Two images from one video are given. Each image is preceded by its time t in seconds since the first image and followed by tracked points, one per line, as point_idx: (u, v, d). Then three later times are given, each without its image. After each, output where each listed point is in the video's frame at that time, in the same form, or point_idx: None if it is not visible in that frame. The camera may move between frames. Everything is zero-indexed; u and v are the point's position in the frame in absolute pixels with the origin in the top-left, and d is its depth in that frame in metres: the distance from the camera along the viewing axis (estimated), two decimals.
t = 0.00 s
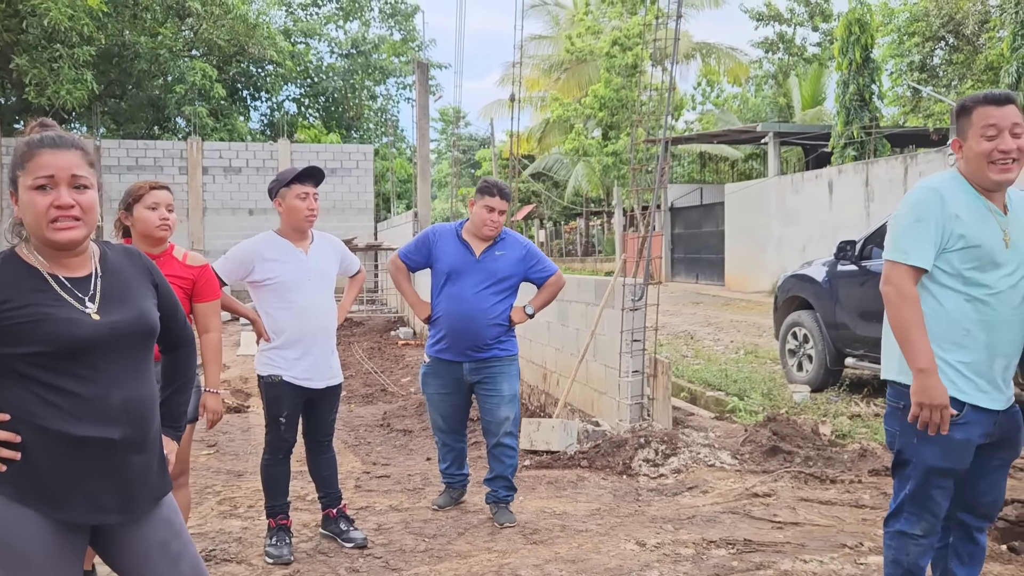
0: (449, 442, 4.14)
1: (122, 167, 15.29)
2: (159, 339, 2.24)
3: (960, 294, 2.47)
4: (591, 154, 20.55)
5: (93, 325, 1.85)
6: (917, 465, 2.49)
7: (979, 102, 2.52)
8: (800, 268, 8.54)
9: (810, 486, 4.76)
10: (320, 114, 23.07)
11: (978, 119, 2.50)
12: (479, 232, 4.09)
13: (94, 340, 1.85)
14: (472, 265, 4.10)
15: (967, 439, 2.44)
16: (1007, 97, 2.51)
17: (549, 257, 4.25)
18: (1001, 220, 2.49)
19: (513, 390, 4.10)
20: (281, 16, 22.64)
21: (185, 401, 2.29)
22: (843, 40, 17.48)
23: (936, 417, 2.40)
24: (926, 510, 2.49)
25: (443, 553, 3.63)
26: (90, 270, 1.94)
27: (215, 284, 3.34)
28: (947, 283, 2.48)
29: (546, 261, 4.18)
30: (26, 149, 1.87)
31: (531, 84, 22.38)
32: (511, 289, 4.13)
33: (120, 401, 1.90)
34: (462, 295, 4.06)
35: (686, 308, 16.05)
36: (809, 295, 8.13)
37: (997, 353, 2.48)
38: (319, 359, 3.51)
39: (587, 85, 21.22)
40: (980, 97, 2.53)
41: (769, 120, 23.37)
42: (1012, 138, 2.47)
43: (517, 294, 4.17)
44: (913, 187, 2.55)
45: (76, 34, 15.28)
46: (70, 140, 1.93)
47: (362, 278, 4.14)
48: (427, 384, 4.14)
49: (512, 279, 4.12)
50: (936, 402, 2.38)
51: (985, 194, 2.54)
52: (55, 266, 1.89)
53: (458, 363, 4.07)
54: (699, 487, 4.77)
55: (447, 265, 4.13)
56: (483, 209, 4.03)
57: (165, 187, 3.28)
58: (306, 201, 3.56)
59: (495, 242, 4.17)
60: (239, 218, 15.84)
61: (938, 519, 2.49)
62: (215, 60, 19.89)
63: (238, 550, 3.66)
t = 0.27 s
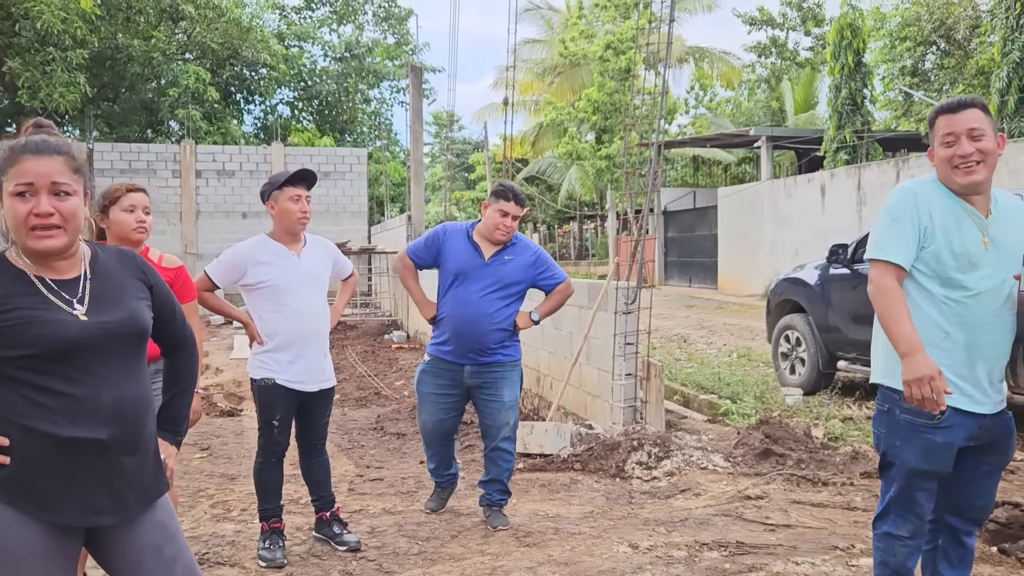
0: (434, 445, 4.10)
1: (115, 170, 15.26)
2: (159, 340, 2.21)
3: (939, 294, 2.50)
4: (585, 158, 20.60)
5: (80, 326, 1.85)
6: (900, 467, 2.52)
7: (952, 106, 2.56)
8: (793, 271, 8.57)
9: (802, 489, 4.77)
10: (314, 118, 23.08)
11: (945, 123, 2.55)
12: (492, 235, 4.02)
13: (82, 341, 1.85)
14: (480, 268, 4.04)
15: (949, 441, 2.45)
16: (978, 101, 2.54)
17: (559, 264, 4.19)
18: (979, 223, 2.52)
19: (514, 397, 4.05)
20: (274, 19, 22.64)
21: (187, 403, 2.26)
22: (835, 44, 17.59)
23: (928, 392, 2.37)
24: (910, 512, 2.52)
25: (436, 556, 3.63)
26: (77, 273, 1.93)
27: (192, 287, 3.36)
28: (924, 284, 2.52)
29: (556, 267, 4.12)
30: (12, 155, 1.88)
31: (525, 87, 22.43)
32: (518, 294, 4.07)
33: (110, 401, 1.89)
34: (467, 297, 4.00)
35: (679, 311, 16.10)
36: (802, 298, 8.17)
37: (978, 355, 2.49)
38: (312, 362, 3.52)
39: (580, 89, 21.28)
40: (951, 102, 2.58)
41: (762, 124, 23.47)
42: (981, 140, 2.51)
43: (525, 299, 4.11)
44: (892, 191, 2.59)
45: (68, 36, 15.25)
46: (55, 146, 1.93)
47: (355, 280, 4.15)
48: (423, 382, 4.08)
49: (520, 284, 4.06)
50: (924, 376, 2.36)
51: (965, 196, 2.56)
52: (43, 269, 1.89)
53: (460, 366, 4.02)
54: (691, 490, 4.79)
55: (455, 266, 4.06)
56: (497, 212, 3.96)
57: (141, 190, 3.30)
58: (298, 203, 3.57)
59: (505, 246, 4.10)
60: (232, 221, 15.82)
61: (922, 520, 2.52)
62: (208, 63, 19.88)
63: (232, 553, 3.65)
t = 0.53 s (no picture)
0: (426, 454, 3.92)
1: (114, 175, 15.27)
2: (163, 341, 2.23)
3: (914, 300, 2.55)
4: (583, 162, 20.64)
5: (82, 329, 1.86)
6: (884, 467, 2.54)
7: (931, 114, 2.59)
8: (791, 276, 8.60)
9: (801, 492, 4.78)
10: (313, 122, 23.10)
11: (927, 128, 2.58)
12: (498, 240, 3.99)
13: (84, 344, 1.86)
14: (485, 272, 4.00)
15: (929, 442, 2.48)
16: (959, 107, 2.57)
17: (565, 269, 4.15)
18: (957, 229, 2.55)
19: (516, 403, 3.98)
20: (273, 24, 22.68)
21: (190, 404, 2.25)
22: (832, 49, 17.64)
23: (857, 421, 2.55)
24: (899, 514, 2.53)
25: (436, 559, 3.64)
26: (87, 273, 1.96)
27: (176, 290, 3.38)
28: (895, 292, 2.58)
29: (561, 271, 4.08)
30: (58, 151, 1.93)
31: (524, 92, 22.48)
32: (523, 298, 4.02)
33: (109, 403, 1.90)
34: (471, 301, 3.95)
35: (678, 316, 16.12)
36: (800, 303, 8.19)
37: (955, 355, 2.51)
38: (312, 365, 3.53)
39: (579, 93, 21.33)
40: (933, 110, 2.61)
41: (760, 129, 23.53)
42: (961, 144, 2.52)
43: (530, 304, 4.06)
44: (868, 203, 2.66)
45: (68, 41, 15.27)
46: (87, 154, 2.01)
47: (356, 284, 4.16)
48: (425, 389, 3.99)
49: (525, 288, 4.01)
50: (857, 408, 2.54)
51: (944, 202, 2.59)
52: (51, 271, 1.91)
53: (464, 371, 3.95)
54: (690, 493, 4.80)
55: (460, 270, 4.03)
56: (503, 217, 3.94)
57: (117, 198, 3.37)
58: (297, 207, 3.58)
59: (510, 250, 4.07)
60: (231, 226, 15.83)
61: (912, 522, 2.53)
62: (207, 68, 19.90)
63: (232, 557, 3.66)
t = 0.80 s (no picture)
0: (431, 459, 3.91)
1: (118, 177, 15.30)
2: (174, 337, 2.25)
3: (920, 302, 2.54)
4: (586, 164, 20.65)
5: (105, 327, 1.87)
6: (891, 469, 2.54)
7: (928, 116, 2.60)
8: (795, 277, 8.59)
9: (806, 493, 4.78)
10: (316, 124, 23.12)
11: (928, 129, 2.58)
12: (494, 237, 4.01)
13: (105, 343, 1.87)
14: (483, 270, 4.00)
15: (935, 443, 2.48)
16: (957, 108, 2.58)
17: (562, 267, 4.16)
18: (959, 230, 2.55)
19: (520, 404, 3.96)
20: (277, 26, 22.72)
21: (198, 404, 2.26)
22: (836, 51, 17.64)
23: (876, 426, 2.50)
24: (905, 515, 2.53)
25: (442, 560, 3.64)
26: (107, 269, 1.97)
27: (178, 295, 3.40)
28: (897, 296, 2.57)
29: (558, 269, 4.09)
30: (65, 145, 1.96)
31: (527, 94, 22.49)
32: (522, 296, 4.01)
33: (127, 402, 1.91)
34: (470, 300, 3.95)
35: (682, 318, 16.11)
36: (804, 304, 8.19)
37: (961, 356, 2.51)
38: (318, 366, 3.53)
39: (582, 95, 21.35)
40: (931, 110, 2.61)
41: (763, 131, 23.53)
42: (962, 144, 2.53)
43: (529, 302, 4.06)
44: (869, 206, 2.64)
45: (72, 44, 15.31)
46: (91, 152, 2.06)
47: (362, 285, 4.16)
48: (428, 395, 3.97)
49: (523, 285, 4.01)
50: (876, 412, 2.48)
51: (944, 203, 2.59)
52: (75, 266, 1.92)
53: (467, 373, 3.93)
54: (695, 494, 4.80)
55: (458, 269, 4.03)
56: (497, 211, 3.98)
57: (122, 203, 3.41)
58: (301, 207, 3.59)
59: (506, 249, 4.07)
60: (235, 227, 15.86)
61: (918, 522, 2.52)
62: (211, 70, 19.93)
63: (238, 557, 3.67)
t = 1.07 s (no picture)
0: (436, 461, 3.91)
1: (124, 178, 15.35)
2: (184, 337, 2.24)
3: (932, 305, 2.52)
4: (591, 165, 20.65)
5: (127, 325, 1.87)
6: (901, 471, 2.53)
7: (935, 116, 2.58)
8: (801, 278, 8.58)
9: (813, 495, 4.76)
10: (322, 125, 23.16)
11: (935, 129, 2.56)
12: (494, 235, 4.00)
13: (127, 341, 1.87)
14: (484, 270, 3.99)
15: (947, 444, 2.47)
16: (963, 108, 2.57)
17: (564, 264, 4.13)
18: (966, 231, 2.55)
19: (525, 405, 3.96)
20: (282, 27, 22.78)
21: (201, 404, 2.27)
22: (842, 51, 17.61)
23: (928, 431, 2.42)
24: (915, 517, 2.52)
25: (449, 561, 3.64)
26: (125, 274, 1.96)
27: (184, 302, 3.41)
28: (909, 299, 2.54)
29: (560, 266, 4.05)
30: (103, 150, 1.94)
31: (532, 95, 22.48)
32: (525, 294, 3.99)
33: (145, 400, 1.92)
34: (473, 300, 3.94)
35: (687, 319, 16.08)
36: (811, 305, 8.17)
37: (972, 357, 2.50)
38: (326, 367, 3.54)
39: (587, 96, 21.35)
40: (938, 110, 2.60)
41: (769, 132, 23.50)
42: (969, 145, 2.51)
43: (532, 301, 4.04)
44: (875, 208, 2.62)
45: (78, 45, 15.36)
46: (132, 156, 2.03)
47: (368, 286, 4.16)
48: (432, 396, 3.97)
49: (526, 284, 3.99)
50: (924, 417, 2.41)
51: (950, 203, 2.58)
52: (95, 266, 1.92)
53: (471, 373, 3.92)
54: (702, 496, 4.79)
55: (459, 270, 4.02)
56: (495, 210, 3.97)
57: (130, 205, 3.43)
58: (308, 208, 3.59)
59: (508, 248, 4.06)
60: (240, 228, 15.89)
61: (928, 524, 2.52)
62: (217, 71, 19.98)
63: (245, 558, 3.67)
